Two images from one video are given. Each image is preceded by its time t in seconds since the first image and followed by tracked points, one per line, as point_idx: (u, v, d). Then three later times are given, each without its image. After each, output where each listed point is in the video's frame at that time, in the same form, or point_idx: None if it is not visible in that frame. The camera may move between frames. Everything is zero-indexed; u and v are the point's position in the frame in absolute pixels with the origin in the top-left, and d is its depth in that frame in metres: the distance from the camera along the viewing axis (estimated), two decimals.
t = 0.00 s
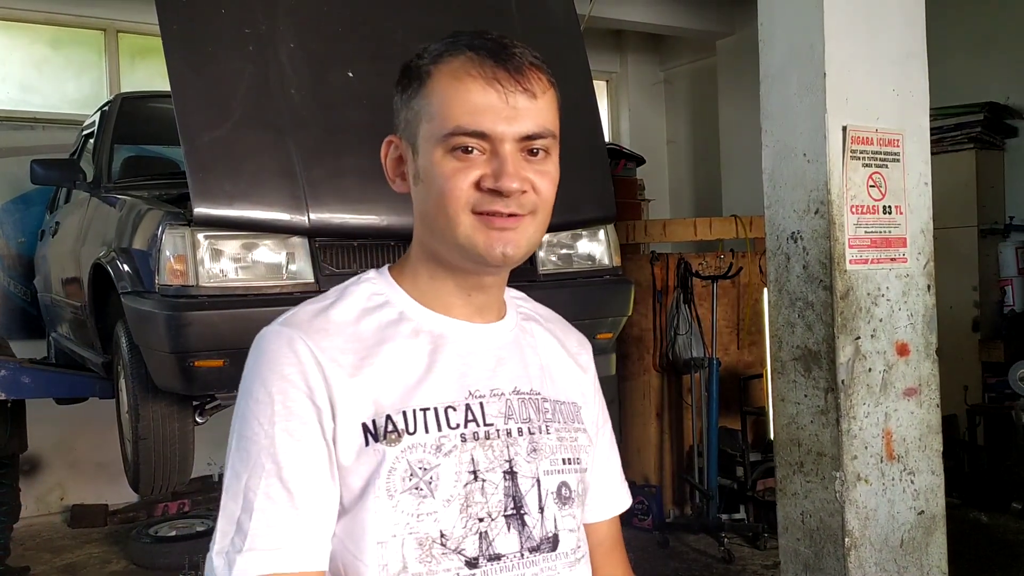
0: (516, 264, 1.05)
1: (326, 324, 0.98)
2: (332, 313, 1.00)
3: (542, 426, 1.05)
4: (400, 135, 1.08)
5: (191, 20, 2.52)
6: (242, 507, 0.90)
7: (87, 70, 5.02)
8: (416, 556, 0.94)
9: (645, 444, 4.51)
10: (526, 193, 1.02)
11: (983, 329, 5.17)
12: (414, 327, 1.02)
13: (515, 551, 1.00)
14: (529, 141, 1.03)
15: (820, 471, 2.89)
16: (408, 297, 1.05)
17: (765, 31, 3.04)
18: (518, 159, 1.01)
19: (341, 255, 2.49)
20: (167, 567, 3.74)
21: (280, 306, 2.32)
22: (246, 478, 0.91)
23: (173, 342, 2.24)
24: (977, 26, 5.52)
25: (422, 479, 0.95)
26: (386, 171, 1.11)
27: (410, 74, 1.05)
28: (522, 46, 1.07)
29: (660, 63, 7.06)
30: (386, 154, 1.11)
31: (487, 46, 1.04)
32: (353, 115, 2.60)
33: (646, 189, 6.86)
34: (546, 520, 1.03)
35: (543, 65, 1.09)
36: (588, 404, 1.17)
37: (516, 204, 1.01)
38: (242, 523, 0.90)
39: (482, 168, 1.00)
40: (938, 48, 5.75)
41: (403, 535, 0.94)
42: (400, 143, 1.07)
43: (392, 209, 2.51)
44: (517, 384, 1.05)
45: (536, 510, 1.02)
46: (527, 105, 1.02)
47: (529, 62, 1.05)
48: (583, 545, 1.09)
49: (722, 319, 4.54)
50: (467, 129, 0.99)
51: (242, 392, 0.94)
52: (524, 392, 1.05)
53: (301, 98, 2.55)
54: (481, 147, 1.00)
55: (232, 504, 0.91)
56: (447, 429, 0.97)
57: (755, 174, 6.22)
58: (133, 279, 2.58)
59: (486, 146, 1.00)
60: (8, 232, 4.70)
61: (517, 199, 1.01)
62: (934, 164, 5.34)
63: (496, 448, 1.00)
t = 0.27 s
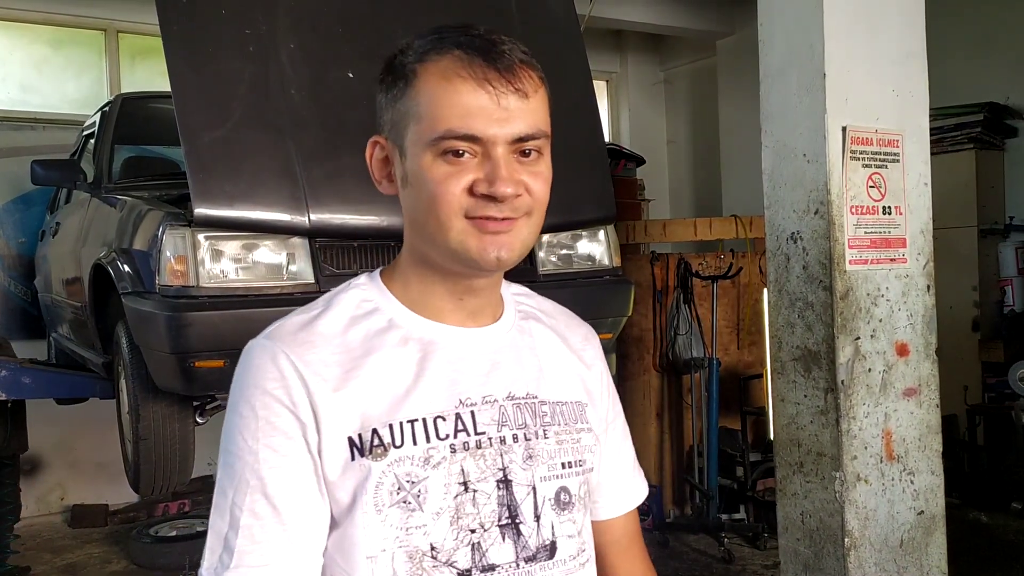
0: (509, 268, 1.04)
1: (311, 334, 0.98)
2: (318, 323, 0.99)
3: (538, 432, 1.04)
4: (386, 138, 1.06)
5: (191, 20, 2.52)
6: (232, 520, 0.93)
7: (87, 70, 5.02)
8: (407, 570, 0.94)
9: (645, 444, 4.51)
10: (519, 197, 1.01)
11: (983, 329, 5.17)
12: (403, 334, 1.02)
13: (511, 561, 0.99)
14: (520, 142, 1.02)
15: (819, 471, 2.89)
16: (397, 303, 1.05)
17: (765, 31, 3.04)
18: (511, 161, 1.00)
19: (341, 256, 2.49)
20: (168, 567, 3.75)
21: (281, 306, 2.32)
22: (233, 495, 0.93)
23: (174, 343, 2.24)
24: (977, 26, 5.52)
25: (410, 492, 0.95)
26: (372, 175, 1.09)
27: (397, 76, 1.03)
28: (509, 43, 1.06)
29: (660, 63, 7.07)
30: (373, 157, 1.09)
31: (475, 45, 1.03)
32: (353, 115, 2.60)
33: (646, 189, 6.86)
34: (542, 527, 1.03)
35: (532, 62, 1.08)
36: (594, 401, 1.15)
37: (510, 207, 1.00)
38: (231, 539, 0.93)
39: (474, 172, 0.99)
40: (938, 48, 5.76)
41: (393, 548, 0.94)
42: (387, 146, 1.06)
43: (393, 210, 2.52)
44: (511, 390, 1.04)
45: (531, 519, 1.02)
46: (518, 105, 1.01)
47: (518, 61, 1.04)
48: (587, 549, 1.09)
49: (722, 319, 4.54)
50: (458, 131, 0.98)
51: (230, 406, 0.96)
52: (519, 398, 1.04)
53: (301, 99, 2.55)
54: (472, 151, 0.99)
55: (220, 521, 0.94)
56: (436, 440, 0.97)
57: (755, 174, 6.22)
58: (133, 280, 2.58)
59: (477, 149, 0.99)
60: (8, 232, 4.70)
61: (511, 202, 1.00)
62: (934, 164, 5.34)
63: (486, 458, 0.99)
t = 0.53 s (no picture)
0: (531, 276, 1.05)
1: (304, 346, 0.97)
2: (310, 334, 0.99)
3: (536, 435, 1.04)
4: (397, 143, 1.03)
5: (191, 21, 2.52)
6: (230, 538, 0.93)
7: (87, 70, 5.02)
8: None
9: (645, 443, 4.51)
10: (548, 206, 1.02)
11: (982, 329, 5.17)
12: (400, 344, 1.01)
13: (514, 566, 1.00)
14: (544, 151, 1.03)
15: (819, 471, 2.89)
16: (389, 310, 1.04)
17: (765, 32, 3.04)
18: (541, 170, 1.01)
19: (341, 256, 2.50)
20: (168, 567, 3.75)
21: (281, 306, 2.32)
22: (230, 512, 0.92)
23: (174, 343, 2.25)
24: (977, 26, 5.52)
25: (410, 503, 0.95)
26: (371, 181, 1.06)
27: (414, 79, 1.01)
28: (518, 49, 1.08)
29: (661, 63, 7.07)
30: (372, 163, 1.06)
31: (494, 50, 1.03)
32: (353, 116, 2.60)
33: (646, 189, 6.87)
34: (545, 531, 1.03)
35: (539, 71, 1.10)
36: (590, 400, 1.16)
37: (541, 216, 1.01)
38: (229, 557, 0.92)
39: (506, 181, 0.99)
40: (937, 47, 5.76)
41: (396, 559, 0.94)
42: (398, 152, 1.03)
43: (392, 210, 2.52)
44: (507, 396, 1.04)
45: (533, 523, 1.02)
46: (541, 114, 1.02)
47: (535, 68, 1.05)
48: (588, 549, 1.10)
49: (721, 320, 4.54)
50: (492, 140, 0.98)
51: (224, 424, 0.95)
52: (516, 402, 1.04)
53: (301, 100, 2.55)
54: (504, 160, 0.99)
55: (217, 539, 0.93)
56: (435, 449, 0.96)
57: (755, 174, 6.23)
58: (133, 280, 2.58)
59: (509, 158, 0.99)
60: (8, 233, 4.71)
61: (542, 211, 1.01)
62: (934, 164, 5.34)
63: (485, 465, 0.99)
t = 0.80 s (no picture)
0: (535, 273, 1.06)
1: (307, 354, 0.95)
2: (311, 342, 0.97)
3: (536, 433, 1.05)
4: (399, 141, 1.02)
5: (192, 21, 2.53)
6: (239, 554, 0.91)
7: (88, 71, 5.02)
8: None
9: (645, 443, 4.51)
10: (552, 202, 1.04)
11: (983, 330, 5.17)
12: (403, 348, 1.00)
13: (524, 565, 1.00)
14: (546, 147, 1.04)
15: (819, 471, 2.90)
16: (386, 313, 1.03)
17: (765, 32, 3.05)
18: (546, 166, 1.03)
19: (342, 256, 2.50)
20: (169, 567, 3.76)
21: (282, 307, 2.33)
22: (239, 526, 0.91)
23: (175, 343, 2.25)
24: (978, 26, 5.52)
25: (422, 507, 0.94)
26: (371, 180, 1.04)
27: (418, 74, 1.01)
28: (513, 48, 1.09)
29: (661, 64, 7.07)
30: (372, 162, 1.04)
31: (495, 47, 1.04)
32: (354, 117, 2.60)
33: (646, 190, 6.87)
34: (552, 527, 1.04)
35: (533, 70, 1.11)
36: (578, 395, 1.17)
37: (547, 213, 1.03)
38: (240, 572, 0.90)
39: (514, 177, 1.00)
40: (938, 48, 5.76)
41: (410, 565, 0.93)
42: (400, 150, 1.02)
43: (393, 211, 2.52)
44: (507, 395, 1.04)
45: (540, 521, 1.02)
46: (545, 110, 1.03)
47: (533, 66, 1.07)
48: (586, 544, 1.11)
49: (722, 320, 4.54)
50: (500, 136, 0.99)
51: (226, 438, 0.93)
52: (516, 401, 1.05)
53: (302, 100, 2.55)
54: (511, 156, 1.00)
55: (225, 554, 0.92)
56: (443, 452, 0.96)
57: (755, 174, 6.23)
58: (134, 280, 2.59)
59: (516, 154, 1.00)
60: (9, 233, 4.71)
61: (547, 207, 1.03)
62: (934, 164, 5.34)
63: (492, 466, 0.99)
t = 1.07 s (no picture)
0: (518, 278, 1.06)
1: (294, 360, 0.95)
2: (298, 348, 0.96)
3: (528, 434, 1.05)
4: (381, 143, 1.03)
5: (193, 21, 2.53)
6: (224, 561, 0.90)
7: (88, 71, 5.02)
8: None
9: (646, 444, 4.51)
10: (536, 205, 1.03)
11: (983, 330, 5.17)
12: (390, 351, 1.00)
13: (515, 565, 1.01)
14: (530, 150, 1.03)
15: (820, 472, 2.90)
16: (377, 318, 1.02)
17: (766, 32, 3.05)
18: (527, 170, 1.02)
19: (343, 257, 2.50)
20: (169, 568, 3.76)
21: (283, 306, 2.32)
22: (224, 533, 0.91)
23: (176, 343, 2.25)
24: (980, 26, 5.52)
25: (410, 510, 0.95)
26: (354, 182, 1.05)
27: (399, 76, 1.01)
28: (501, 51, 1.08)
29: (662, 64, 7.07)
30: (354, 164, 1.05)
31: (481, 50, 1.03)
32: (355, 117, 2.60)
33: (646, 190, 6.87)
34: (541, 528, 1.04)
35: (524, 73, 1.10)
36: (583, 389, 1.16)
37: (528, 216, 1.02)
38: None
39: (494, 181, 0.99)
40: (938, 48, 5.76)
41: (399, 568, 0.93)
42: (382, 152, 1.03)
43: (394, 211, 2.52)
44: (499, 397, 1.04)
45: (530, 522, 1.03)
46: (529, 113, 1.03)
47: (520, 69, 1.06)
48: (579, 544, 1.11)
49: (723, 320, 4.54)
50: (478, 139, 0.98)
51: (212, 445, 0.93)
52: (507, 402, 1.04)
53: (303, 100, 2.56)
54: (491, 159, 1.00)
55: (213, 560, 0.92)
56: (432, 455, 0.96)
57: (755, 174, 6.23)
58: (135, 280, 2.59)
59: (495, 157, 0.99)
60: (9, 233, 4.71)
61: (529, 211, 1.02)
62: (935, 165, 5.33)
63: (482, 468, 0.99)
